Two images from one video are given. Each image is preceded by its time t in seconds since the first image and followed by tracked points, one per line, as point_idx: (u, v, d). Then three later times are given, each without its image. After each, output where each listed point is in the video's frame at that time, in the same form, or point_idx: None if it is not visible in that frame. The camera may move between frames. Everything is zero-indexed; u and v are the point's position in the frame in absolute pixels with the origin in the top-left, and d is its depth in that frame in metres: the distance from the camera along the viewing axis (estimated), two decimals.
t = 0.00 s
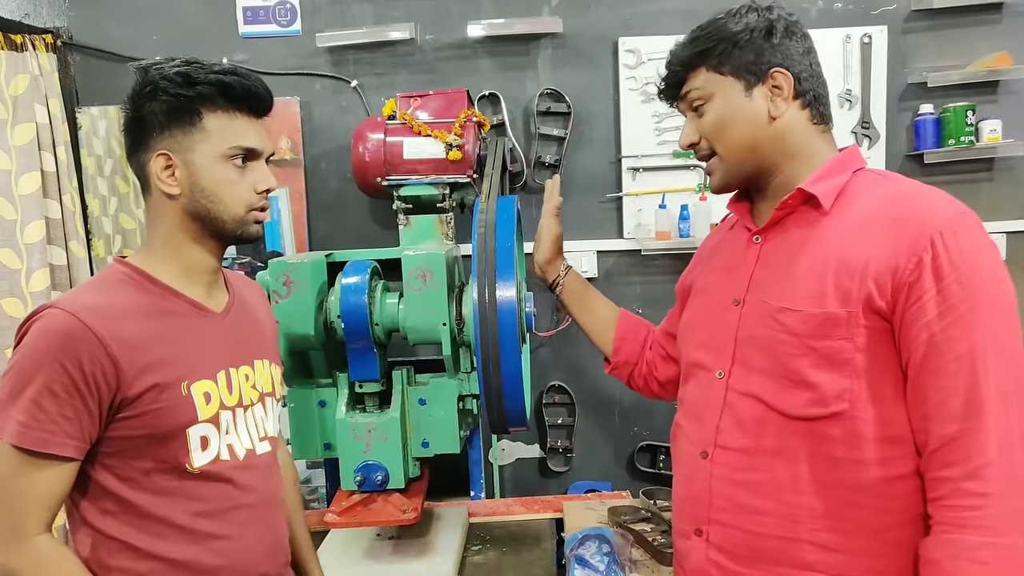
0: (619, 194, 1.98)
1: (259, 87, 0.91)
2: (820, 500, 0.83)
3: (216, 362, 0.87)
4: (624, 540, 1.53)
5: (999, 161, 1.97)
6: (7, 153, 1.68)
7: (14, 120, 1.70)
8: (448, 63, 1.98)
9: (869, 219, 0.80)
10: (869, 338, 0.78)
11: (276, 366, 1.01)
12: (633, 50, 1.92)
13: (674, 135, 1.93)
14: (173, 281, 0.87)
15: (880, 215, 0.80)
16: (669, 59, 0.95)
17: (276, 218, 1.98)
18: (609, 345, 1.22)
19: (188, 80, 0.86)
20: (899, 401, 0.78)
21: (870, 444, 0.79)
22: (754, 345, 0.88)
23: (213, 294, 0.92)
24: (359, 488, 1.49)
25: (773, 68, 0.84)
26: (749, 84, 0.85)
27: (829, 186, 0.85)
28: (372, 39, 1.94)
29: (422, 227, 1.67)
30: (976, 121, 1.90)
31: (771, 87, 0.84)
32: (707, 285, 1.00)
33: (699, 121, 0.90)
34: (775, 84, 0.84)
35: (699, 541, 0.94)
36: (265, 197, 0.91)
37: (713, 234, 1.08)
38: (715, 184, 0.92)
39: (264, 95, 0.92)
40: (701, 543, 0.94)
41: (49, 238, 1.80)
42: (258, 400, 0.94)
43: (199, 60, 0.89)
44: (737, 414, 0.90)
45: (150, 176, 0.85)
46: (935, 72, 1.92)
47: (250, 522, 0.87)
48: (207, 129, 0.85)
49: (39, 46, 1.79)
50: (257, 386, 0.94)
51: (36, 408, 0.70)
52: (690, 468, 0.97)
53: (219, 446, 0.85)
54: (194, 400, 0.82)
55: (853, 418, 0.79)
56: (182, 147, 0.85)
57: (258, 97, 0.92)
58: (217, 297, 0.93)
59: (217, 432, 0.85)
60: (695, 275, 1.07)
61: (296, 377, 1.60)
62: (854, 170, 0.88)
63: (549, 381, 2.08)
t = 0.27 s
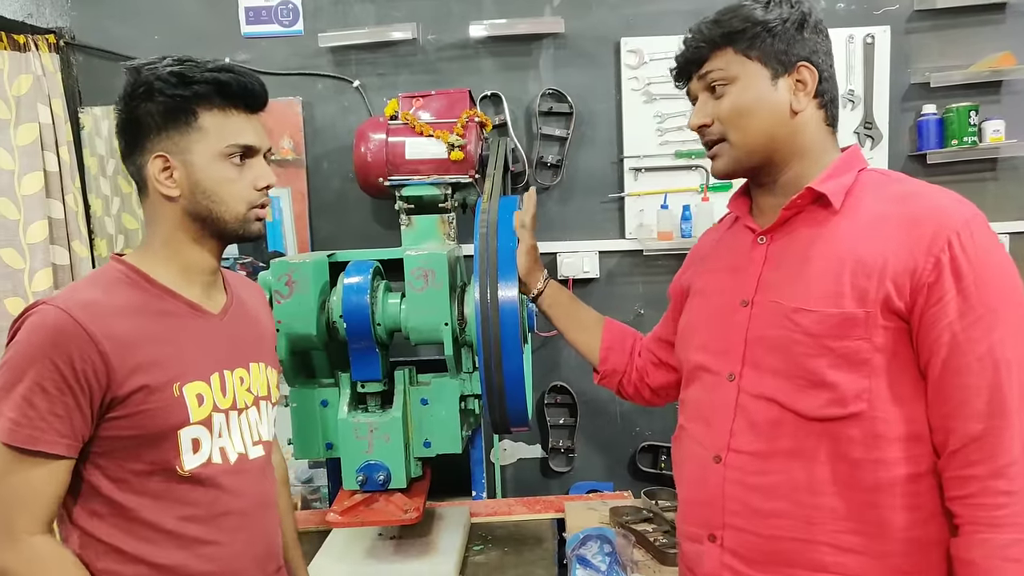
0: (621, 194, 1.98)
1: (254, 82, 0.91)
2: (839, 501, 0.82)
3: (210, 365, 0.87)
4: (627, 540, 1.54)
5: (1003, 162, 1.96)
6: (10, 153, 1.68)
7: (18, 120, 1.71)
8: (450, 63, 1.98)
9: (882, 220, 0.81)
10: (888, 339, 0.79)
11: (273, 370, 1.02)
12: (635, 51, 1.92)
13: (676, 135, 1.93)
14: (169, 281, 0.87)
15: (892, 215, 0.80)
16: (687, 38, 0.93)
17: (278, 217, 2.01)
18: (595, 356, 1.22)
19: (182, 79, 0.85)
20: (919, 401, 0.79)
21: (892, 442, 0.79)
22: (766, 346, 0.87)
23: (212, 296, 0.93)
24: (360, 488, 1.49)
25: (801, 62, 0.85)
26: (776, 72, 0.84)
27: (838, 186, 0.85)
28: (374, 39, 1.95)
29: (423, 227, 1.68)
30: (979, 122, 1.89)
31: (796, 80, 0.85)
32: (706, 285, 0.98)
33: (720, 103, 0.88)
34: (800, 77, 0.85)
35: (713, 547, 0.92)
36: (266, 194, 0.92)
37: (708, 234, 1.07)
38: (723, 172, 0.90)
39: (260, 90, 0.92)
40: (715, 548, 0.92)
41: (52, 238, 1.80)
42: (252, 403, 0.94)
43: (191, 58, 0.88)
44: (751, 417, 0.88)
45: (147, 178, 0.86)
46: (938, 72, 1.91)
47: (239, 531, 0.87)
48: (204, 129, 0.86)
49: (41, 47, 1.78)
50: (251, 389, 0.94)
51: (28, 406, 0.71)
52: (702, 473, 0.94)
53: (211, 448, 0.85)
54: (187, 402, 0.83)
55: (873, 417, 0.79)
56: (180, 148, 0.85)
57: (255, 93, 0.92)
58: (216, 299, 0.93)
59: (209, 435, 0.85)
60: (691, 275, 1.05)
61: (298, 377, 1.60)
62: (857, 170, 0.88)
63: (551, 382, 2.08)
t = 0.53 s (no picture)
0: (623, 193, 1.98)
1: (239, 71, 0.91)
2: (863, 501, 0.82)
3: (211, 369, 0.87)
4: (629, 539, 1.53)
5: (1006, 160, 1.96)
6: (12, 153, 1.70)
7: (20, 120, 1.72)
8: (452, 62, 1.98)
9: (887, 215, 0.82)
10: (906, 334, 0.79)
11: (274, 370, 1.02)
12: (636, 49, 1.92)
13: (678, 133, 1.93)
14: (164, 282, 0.87)
15: (898, 210, 0.81)
16: (689, 25, 0.92)
17: (281, 217, 2.02)
18: (597, 355, 1.22)
19: (164, 72, 0.85)
20: (936, 393, 0.80)
21: (917, 438, 0.79)
22: (780, 348, 0.87)
23: (209, 297, 0.93)
24: (363, 487, 1.49)
25: (803, 59, 0.85)
26: (778, 67, 0.84)
27: (838, 182, 0.85)
28: (375, 38, 1.95)
29: (425, 226, 1.69)
30: (982, 119, 1.88)
31: (797, 77, 0.85)
32: (709, 290, 0.98)
33: (719, 94, 0.87)
34: (801, 74, 0.85)
35: (739, 556, 0.90)
36: (260, 185, 0.92)
37: (702, 235, 1.07)
38: (718, 164, 0.89)
39: (245, 79, 0.92)
40: (741, 557, 0.90)
41: (54, 238, 1.80)
42: (255, 406, 0.94)
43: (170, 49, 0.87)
44: (771, 421, 0.87)
45: (136, 176, 0.85)
46: (941, 69, 1.91)
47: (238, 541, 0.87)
48: (190, 123, 0.86)
49: (43, 47, 1.79)
50: (253, 393, 0.94)
51: (28, 415, 0.70)
52: (721, 482, 0.92)
53: (215, 455, 0.85)
54: (189, 407, 0.83)
55: (895, 415, 0.79)
56: (167, 145, 0.85)
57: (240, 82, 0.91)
58: (214, 300, 0.93)
59: (212, 441, 0.85)
60: (688, 277, 1.05)
61: (301, 377, 1.60)
62: (854, 164, 0.88)
63: (553, 381, 2.08)
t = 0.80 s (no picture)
0: (624, 192, 1.98)
1: (217, 65, 0.88)
2: (881, 500, 0.83)
3: (208, 371, 0.87)
4: (629, 538, 1.52)
5: (1007, 160, 1.96)
6: (13, 152, 1.70)
7: (21, 119, 1.72)
8: (453, 62, 1.98)
9: (896, 214, 0.83)
10: (919, 333, 0.81)
11: (271, 369, 1.02)
12: (637, 49, 1.92)
13: (679, 133, 1.93)
14: (153, 286, 0.86)
15: (906, 209, 0.83)
16: (693, 23, 0.90)
17: (282, 216, 2.02)
18: (599, 354, 1.22)
19: (139, 69, 0.82)
20: (947, 390, 0.81)
21: (932, 436, 0.81)
22: (793, 351, 0.87)
23: (199, 299, 0.92)
24: (364, 486, 1.49)
25: (813, 59, 0.85)
26: (790, 68, 0.84)
27: (845, 181, 0.86)
28: (376, 38, 1.95)
29: (426, 226, 1.70)
30: (982, 119, 1.89)
31: (807, 77, 0.85)
32: (716, 292, 0.98)
33: (730, 94, 0.86)
34: (811, 76, 0.85)
35: (758, 559, 0.91)
36: (246, 183, 0.91)
37: (704, 236, 1.07)
38: (728, 164, 0.88)
39: (223, 72, 0.90)
40: (761, 561, 0.91)
41: (55, 237, 1.80)
42: (256, 408, 0.95)
43: (145, 43, 0.84)
44: (787, 425, 0.88)
45: (116, 181, 0.84)
46: (941, 69, 1.91)
47: (243, 547, 0.87)
48: (171, 123, 0.84)
49: (45, 46, 1.79)
50: (254, 394, 0.95)
51: (24, 430, 0.70)
52: (738, 487, 0.92)
53: (219, 460, 0.86)
54: (191, 413, 0.83)
55: (910, 414, 0.81)
56: (147, 147, 0.83)
57: (218, 75, 0.89)
58: (204, 300, 0.93)
59: (216, 446, 0.85)
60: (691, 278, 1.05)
61: (301, 376, 1.60)
62: (858, 162, 0.89)
63: (554, 380, 2.08)
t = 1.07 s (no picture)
0: (623, 191, 1.98)
1: (202, 69, 0.87)
2: (888, 494, 0.84)
3: (208, 378, 0.88)
4: (629, 537, 1.52)
5: (1006, 160, 1.96)
6: (12, 150, 1.71)
7: (20, 118, 1.73)
8: (453, 61, 1.98)
9: (901, 210, 0.84)
10: (923, 326, 0.81)
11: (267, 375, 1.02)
12: (637, 48, 1.92)
13: (678, 132, 1.93)
14: (148, 293, 0.86)
15: (912, 205, 0.83)
16: None
17: (281, 215, 2.02)
18: (598, 355, 1.23)
19: (123, 80, 0.81)
20: (952, 385, 0.81)
21: (938, 431, 0.81)
22: (803, 346, 0.88)
23: (195, 302, 0.92)
24: (363, 485, 1.49)
25: (848, 64, 0.86)
26: (828, 65, 0.85)
27: (853, 178, 0.87)
28: (376, 37, 1.95)
29: (425, 224, 1.70)
30: (981, 118, 1.89)
31: (839, 80, 0.86)
32: (723, 288, 0.99)
33: (764, 76, 0.86)
34: (843, 80, 0.86)
35: (765, 554, 0.91)
36: (238, 187, 0.91)
37: (712, 234, 1.07)
38: (744, 145, 0.88)
39: (209, 75, 0.88)
40: (768, 556, 0.91)
41: (54, 236, 1.80)
42: (254, 414, 0.95)
43: (125, 50, 0.83)
44: (795, 420, 0.89)
45: (105, 194, 0.83)
46: (940, 69, 1.91)
47: (241, 553, 0.88)
48: (159, 133, 0.83)
49: (43, 45, 1.80)
50: (251, 400, 0.95)
51: (23, 443, 0.70)
52: (746, 481, 0.93)
53: (217, 467, 0.86)
54: (191, 419, 0.83)
55: (917, 408, 0.81)
56: (136, 158, 0.82)
57: (204, 79, 0.87)
58: (200, 304, 0.94)
59: (214, 452, 0.86)
60: (697, 277, 1.05)
61: (301, 375, 1.60)
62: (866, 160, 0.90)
63: (553, 379, 2.08)
